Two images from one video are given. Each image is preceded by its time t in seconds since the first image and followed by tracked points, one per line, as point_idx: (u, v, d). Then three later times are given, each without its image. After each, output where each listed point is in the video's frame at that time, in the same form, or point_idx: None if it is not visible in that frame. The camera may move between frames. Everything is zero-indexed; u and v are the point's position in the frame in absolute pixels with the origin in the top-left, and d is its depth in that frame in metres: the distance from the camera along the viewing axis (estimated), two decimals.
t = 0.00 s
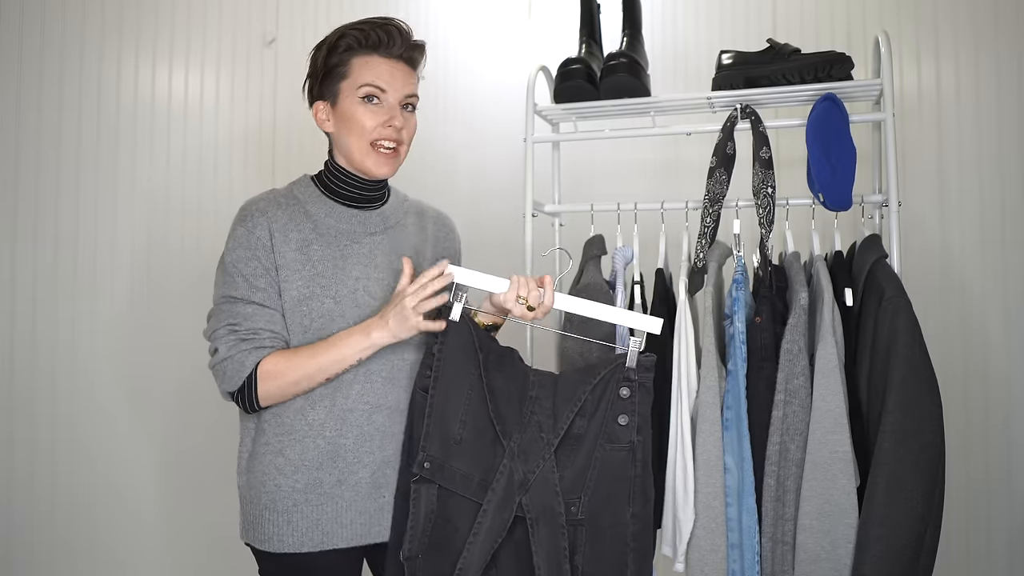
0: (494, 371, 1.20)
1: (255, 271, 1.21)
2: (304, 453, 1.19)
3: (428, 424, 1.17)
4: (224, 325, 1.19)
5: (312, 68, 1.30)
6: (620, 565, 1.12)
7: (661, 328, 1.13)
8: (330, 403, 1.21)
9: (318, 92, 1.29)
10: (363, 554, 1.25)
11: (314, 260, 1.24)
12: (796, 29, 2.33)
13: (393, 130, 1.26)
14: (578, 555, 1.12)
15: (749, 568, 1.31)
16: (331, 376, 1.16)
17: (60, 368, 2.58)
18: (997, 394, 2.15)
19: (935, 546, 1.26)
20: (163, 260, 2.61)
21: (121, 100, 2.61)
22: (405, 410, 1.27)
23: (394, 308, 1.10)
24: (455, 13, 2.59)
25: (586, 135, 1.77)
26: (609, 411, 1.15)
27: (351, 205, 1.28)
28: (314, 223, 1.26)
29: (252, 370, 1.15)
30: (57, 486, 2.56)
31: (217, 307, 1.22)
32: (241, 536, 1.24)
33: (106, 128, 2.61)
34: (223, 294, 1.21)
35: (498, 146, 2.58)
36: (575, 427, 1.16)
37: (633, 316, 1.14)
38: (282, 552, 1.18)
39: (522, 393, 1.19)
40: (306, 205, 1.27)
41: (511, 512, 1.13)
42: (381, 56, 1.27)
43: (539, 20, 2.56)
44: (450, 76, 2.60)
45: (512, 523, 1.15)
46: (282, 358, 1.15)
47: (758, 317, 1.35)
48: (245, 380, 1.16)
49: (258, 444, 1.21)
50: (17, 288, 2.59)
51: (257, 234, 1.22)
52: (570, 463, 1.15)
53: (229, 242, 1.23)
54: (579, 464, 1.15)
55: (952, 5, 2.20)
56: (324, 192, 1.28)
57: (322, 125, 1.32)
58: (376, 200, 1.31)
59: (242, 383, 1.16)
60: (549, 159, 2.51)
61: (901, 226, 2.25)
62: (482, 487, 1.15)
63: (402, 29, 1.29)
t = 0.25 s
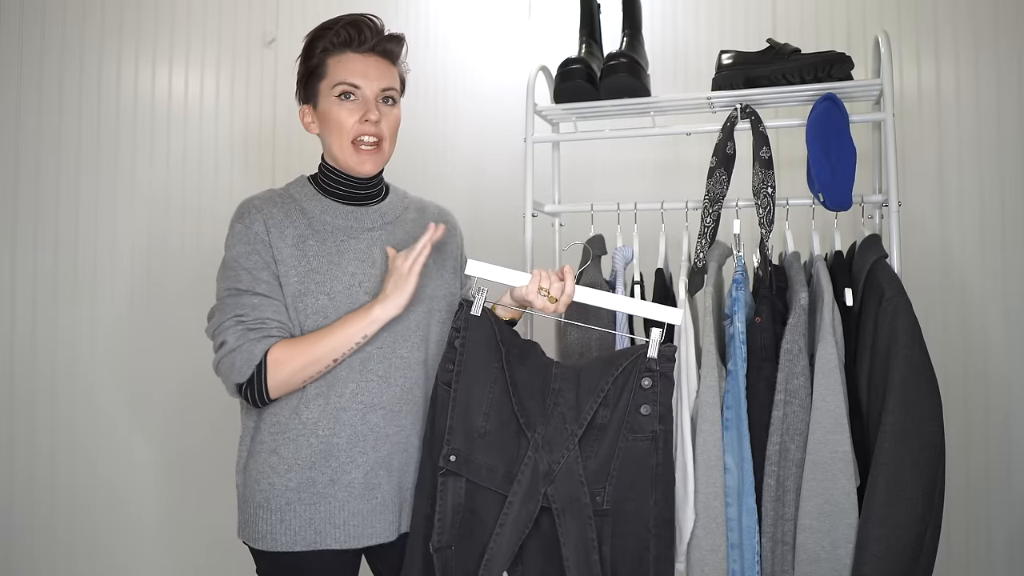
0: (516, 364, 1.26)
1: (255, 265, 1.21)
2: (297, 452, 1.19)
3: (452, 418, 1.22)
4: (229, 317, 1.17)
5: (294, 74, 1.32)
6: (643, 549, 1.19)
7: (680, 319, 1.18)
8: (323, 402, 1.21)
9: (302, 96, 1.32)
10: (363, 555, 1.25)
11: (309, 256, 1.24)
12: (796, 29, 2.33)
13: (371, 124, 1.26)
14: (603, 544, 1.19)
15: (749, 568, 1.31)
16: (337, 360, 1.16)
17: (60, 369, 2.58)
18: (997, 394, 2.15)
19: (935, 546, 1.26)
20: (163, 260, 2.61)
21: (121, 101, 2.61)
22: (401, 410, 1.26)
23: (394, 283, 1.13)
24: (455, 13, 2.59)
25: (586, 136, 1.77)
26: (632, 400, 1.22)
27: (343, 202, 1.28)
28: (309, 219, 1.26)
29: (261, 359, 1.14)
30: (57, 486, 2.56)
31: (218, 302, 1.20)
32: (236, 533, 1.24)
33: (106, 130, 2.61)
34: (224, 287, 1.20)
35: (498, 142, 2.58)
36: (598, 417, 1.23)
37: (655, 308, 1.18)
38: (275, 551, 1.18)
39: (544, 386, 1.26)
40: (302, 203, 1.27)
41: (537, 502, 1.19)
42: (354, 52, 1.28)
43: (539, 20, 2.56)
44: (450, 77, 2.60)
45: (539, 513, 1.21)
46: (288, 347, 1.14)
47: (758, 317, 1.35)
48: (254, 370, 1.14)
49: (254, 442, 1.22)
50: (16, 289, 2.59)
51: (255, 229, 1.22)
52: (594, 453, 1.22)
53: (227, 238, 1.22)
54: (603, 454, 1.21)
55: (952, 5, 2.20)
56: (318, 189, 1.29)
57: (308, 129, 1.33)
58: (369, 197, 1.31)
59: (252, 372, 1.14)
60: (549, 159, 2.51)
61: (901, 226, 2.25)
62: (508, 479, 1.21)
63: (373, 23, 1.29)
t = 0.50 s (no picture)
0: (529, 364, 1.26)
1: (239, 270, 1.22)
2: (297, 452, 1.19)
3: (471, 422, 1.22)
4: (208, 327, 1.21)
5: (291, 72, 1.31)
6: (663, 533, 1.18)
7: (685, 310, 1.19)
8: (321, 402, 1.21)
9: (297, 96, 1.31)
10: (365, 555, 1.25)
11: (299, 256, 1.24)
12: (796, 29, 2.33)
13: (370, 132, 1.27)
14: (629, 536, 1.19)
15: (749, 568, 1.31)
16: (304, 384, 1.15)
17: (60, 369, 2.59)
18: (997, 394, 2.15)
19: (935, 546, 1.26)
20: (163, 260, 2.61)
21: (121, 101, 2.61)
22: (401, 407, 1.26)
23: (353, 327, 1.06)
24: (455, 13, 2.59)
25: (586, 136, 1.77)
26: (646, 391, 1.22)
27: (337, 201, 1.28)
28: (300, 220, 1.26)
29: (228, 371, 1.17)
30: (56, 486, 2.56)
31: (207, 310, 1.24)
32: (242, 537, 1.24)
33: (106, 129, 2.61)
34: (211, 297, 1.23)
35: (498, 142, 2.59)
36: (617, 411, 1.23)
37: (661, 301, 1.18)
38: (281, 553, 1.18)
39: (560, 384, 1.25)
40: (294, 204, 1.28)
41: (561, 500, 1.20)
42: (354, 57, 1.28)
43: (539, 20, 2.56)
44: (450, 76, 2.60)
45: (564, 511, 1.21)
46: (257, 362, 1.15)
47: (758, 317, 1.36)
48: (223, 381, 1.18)
49: (256, 444, 1.23)
50: (17, 289, 2.58)
51: (240, 234, 1.24)
52: (614, 446, 1.22)
53: (216, 246, 1.25)
54: (622, 446, 1.22)
55: (952, 5, 2.20)
56: (312, 190, 1.29)
57: (303, 128, 1.33)
58: (365, 194, 1.30)
59: (222, 382, 1.18)
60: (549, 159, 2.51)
61: (901, 225, 2.25)
62: (530, 479, 1.21)
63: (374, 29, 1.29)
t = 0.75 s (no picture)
0: (526, 345, 1.28)
1: (235, 275, 1.22)
2: (298, 454, 1.19)
3: (469, 403, 1.25)
4: (204, 333, 1.21)
5: (291, 71, 1.30)
6: (661, 513, 1.21)
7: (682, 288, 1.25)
8: (322, 402, 1.21)
9: (298, 96, 1.30)
10: (365, 555, 1.25)
11: (297, 258, 1.24)
12: (796, 29, 2.33)
13: (371, 136, 1.26)
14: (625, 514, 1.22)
15: (749, 568, 1.31)
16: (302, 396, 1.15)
17: (60, 370, 2.58)
18: (997, 394, 2.15)
19: (935, 546, 1.26)
20: (163, 260, 2.61)
21: (121, 101, 2.61)
22: (401, 407, 1.26)
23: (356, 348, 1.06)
24: (455, 13, 2.59)
25: (586, 136, 1.77)
26: (643, 369, 1.25)
27: (334, 202, 1.29)
28: (297, 222, 1.26)
29: (225, 380, 1.17)
30: (56, 486, 2.56)
31: (204, 315, 1.24)
32: (242, 540, 1.24)
33: (106, 129, 2.61)
34: (208, 302, 1.23)
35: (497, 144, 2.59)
36: (612, 390, 1.26)
37: (660, 280, 1.24)
38: (283, 555, 1.18)
39: (556, 364, 1.28)
40: (291, 206, 1.28)
41: (559, 479, 1.23)
42: (357, 60, 1.28)
43: (539, 20, 2.56)
44: (450, 76, 2.60)
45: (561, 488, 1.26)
46: (256, 372, 1.15)
47: (758, 317, 1.36)
48: (220, 388, 1.18)
49: (257, 445, 1.22)
50: (16, 289, 2.59)
51: (236, 239, 1.23)
52: (610, 425, 1.25)
53: (212, 251, 1.25)
54: (619, 425, 1.25)
55: (952, 5, 2.20)
56: (309, 192, 1.29)
57: (302, 129, 1.33)
58: (362, 197, 1.31)
59: (219, 388, 1.18)
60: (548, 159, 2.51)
61: (901, 225, 2.25)
62: (528, 459, 1.25)
63: (378, 32, 1.29)
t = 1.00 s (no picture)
0: (507, 308, 1.29)
1: (236, 273, 1.21)
2: (300, 454, 1.19)
3: (447, 365, 1.26)
4: (204, 330, 1.20)
5: (294, 70, 1.29)
6: (649, 473, 1.21)
7: (663, 243, 1.19)
8: (324, 403, 1.20)
9: (300, 95, 1.30)
10: (365, 555, 1.26)
11: (299, 259, 1.24)
12: (796, 29, 2.33)
13: (375, 136, 1.26)
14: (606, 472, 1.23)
15: (749, 568, 1.31)
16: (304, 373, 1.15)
17: (60, 368, 2.55)
18: (997, 394, 2.15)
19: (935, 546, 1.26)
20: (162, 258, 2.63)
21: (121, 101, 2.61)
22: (402, 407, 1.26)
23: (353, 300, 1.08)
24: (456, 13, 2.59)
25: (586, 136, 1.77)
26: (624, 326, 1.26)
27: (333, 202, 1.28)
28: (298, 222, 1.26)
29: (227, 374, 1.16)
30: (57, 485, 2.54)
31: (201, 311, 1.22)
32: (240, 539, 1.24)
33: (106, 129, 2.60)
34: (206, 298, 1.21)
35: (496, 139, 2.61)
36: (591, 346, 1.27)
37: (634, 234, 1.18)
38: (284, 555, 1.18)
39: (538, 324, 1.28)
40: (291, 205, 1.28)
41: (539, 438, 1.24)
42: (361, 59, 1.27)
43: (539, 20, 2.57)
44: (450, 76, 2.59)
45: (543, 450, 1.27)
46: (253, 361, 1.15)
47: (758, 317, 1.36)
48: (221, 383, 1.17)
49: (256, 445, 1.22)
50: (17, 289, 2.53)
51: (238, 237, 1.22)
52: (591, 383, 1.26)
53: (212, 248, 1.24)
54: (600, 383, 1.25)
55: (952, 5, 2.20)
56: (308, 191, 1.29)
57: (304, 128, 1.32)
58: (361, 197, 1.30)
59: (220, 386, 1.17)
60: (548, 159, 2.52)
61: (901, 226, 2.25)
62: (507, 420, 1.26)
63: (381, 32, 1.29)
